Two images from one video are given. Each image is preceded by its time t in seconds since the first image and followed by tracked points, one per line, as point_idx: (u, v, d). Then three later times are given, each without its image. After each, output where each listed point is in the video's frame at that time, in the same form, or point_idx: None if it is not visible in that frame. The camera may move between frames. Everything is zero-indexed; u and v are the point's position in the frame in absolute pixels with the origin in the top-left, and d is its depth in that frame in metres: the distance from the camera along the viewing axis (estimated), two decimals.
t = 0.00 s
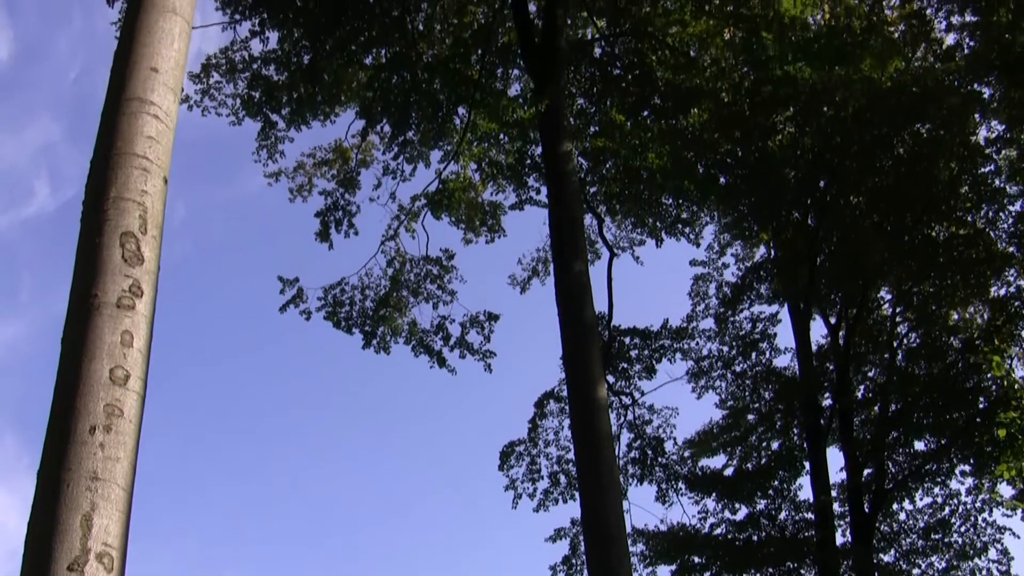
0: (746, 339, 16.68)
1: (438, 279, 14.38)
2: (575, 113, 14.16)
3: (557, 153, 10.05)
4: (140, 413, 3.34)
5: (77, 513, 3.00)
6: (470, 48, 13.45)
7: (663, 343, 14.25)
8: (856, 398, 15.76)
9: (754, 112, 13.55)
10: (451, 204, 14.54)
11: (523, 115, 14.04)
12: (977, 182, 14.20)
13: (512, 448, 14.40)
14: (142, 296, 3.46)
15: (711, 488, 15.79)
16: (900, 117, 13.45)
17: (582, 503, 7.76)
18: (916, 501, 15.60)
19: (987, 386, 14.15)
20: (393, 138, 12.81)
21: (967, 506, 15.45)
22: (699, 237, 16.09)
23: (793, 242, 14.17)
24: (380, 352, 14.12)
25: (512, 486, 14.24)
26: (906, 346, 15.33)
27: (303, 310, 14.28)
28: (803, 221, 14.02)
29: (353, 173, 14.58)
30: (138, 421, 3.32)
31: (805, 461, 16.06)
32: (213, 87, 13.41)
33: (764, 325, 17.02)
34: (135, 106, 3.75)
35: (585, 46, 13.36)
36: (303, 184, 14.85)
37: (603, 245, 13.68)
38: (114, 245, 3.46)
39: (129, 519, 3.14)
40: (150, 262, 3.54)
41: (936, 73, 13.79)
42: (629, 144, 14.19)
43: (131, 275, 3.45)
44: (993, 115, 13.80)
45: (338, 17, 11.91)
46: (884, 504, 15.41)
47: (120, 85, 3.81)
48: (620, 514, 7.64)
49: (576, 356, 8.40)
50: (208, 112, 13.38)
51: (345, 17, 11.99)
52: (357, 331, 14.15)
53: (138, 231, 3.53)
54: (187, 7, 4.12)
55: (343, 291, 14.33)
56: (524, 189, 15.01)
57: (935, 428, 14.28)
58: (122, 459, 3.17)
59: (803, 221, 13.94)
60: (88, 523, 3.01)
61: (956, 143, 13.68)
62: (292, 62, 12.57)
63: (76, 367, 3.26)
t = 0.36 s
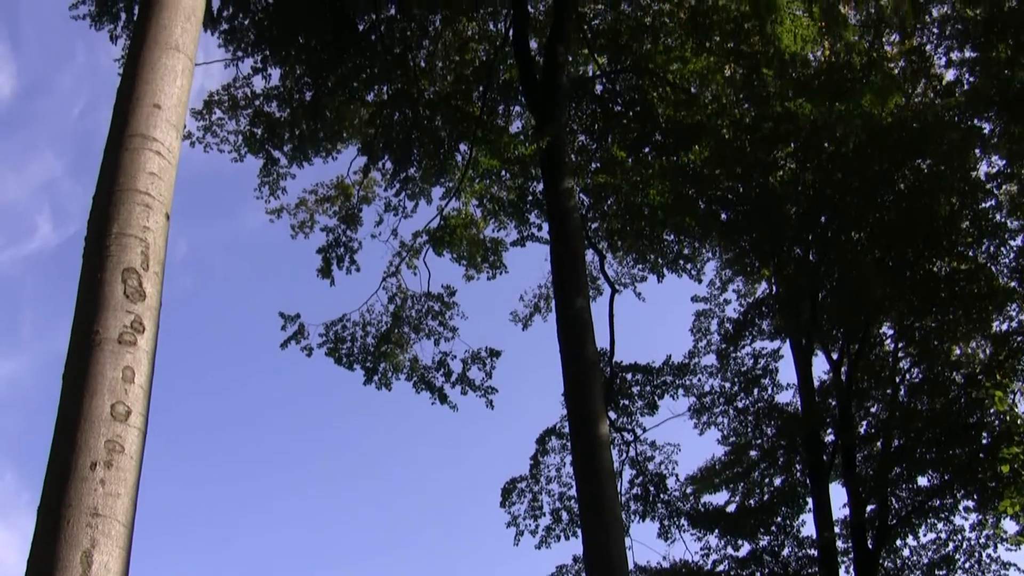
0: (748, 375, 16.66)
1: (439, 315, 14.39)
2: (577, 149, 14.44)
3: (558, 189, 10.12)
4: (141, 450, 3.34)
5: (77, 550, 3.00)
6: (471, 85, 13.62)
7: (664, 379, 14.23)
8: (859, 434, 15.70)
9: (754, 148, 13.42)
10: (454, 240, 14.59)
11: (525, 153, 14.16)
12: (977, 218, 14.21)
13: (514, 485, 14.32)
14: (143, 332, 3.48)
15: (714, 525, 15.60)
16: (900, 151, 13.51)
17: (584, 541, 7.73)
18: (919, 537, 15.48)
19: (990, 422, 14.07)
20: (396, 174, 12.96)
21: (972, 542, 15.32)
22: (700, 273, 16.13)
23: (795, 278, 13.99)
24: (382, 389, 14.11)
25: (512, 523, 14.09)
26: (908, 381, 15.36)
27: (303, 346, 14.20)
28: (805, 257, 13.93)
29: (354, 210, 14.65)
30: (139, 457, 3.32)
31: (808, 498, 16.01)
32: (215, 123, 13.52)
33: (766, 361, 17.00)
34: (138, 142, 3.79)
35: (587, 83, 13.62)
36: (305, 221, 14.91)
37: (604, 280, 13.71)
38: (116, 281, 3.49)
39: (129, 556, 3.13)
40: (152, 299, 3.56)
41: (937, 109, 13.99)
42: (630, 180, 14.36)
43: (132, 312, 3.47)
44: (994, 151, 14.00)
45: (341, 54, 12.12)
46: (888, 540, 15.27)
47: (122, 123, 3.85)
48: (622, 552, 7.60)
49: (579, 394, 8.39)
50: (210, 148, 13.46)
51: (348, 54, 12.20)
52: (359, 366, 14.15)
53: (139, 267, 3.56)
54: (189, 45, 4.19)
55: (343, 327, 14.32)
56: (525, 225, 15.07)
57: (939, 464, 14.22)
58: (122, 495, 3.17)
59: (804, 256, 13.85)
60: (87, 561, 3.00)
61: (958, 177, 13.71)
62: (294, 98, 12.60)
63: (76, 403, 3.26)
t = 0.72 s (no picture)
0: (750, 397, 16.64)
1: (441, 337, 14.41)
2: (578, 172, 14.30)
3: (559, 211, 10.16)
4: (142, 471, 3.35)
5: (78, 572, 3.00)
6: (473, 107, 13.77)
7: (666, 402, 14.21)
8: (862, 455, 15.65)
9: (755, 169, 13.43)
10: (455, 262, 14.57)
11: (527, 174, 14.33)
12: (980, 239, 14.27)
13: (516, 506, 14.28)
14: (145, 353, 3.50)
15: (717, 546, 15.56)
16: (901, 173, 13.55)
17: (586, 563, 7.72)
18: (923, 558, 15.41)
19: (993, 443, 14.09)
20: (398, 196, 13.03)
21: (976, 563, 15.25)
22: (702, 295, 16.15)
23: (796, 299, 14.16)
24: (383, 411, 14.08)
25: (513, 544, 14.02)
26: (910, 403, 15.31)
27: (307, 368, 14.30)
28: (807, 278, 14.12)
29: (356, 232, 14.69)
30: (140, 478, 3.32)
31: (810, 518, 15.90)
32: (217, 145, 13.61)
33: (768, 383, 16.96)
34: (141, 164, 3.82)
35: (587, 105, 13.67)
36: (308, 244, 14.98)
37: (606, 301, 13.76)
38: (118, 302, 3.51)
39: None
40: (154, 320, 3.58)
41: (937, 130, 14.15)
42: (632, 203, 14.48)
43: (134, 333, 3.49)
44: (995, 171, 13.83)
45: (343, 77, 12.06)
46: (891, 561, 15.25)
47: (125, 145, 3.88)
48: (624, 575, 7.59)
49: (581, 416, 8.39)
50: (213, 170, 13.54)
51: (349, 77, 12.13)
52: (360, 388, 14.15)
53: (141, 289, 3.58)
54: (191, 68, 4.23)
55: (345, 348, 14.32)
56: (528, 247, 15.11)
57: (941, 484, 14.25)
58: (123, 516, 3.17)
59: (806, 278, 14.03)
60: None
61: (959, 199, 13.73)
62: (296, 121, 12.73)
63: (78, 425, 3.27)
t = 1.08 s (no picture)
0: (749, 400, 16.64)
1: (441, 339, 14.41)
2: (578, 173, 14.34)
3: (559, 213, 10.15)
4: (141, 473, 3.35)
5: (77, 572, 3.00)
6: (472, 110, 13.78)
7: (666, 404, 14.21)
8: (862, 457, 15.65)
9: (755, 171, 13.51)
10: (454, 264, 14.52)
11: (526, 175, 14.21)
12: (980, 241, 14.35)
13: (515, 508, 14.28)
14: (145, 354, 3.50)
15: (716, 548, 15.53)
16: (901, 176, 13.33)
17: (586, 565, 7.72)
18: (923, 560, 15.41)
19: (992, 444, 14.06)
20: (398, 198, 13.06)
21: (975, 565, 15.25)
22: (702, 297, 16.16)
23: (797, 301, 14.05)
24: (383, 413, 14.08)
25: (513, 546, 14.03)
26: (909, 404, 15.34)
27: (306, 370, 14.29)
28: (807, 280, 14.06)
29: (356, 234, 14.69)
30: (140, 480, 3.33)
31: (810, 521, 15.95)
32: (217, 147, 13.59)
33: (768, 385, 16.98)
34: (140, 166, 3.82)
35: (586, 106, 13.95)
36: (308, 245, 14.97)
37: (605, 303, 13.75)
38: (117, 304, 3.51)
39: None
40: (154, 322, 3.59)
41: (937, 131, 14.09)
42: (631, 205, 14.30)
43: (134, 334, 3.49)
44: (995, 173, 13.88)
45: (343, 79, 12.08)
46: (891, 563, 15.20)
47: (124, 146, 3.88)
48: None
49: (580, 419, 8.40)
50: (213, 172, 13.53)
51: (349, 79, 12.17)
52: (360, 390, 14.15)
53: (141, 290, 3.58)
54: (191, 70, 4.23)
55: (345, 350, 14.34)
56: (527, 248, 15.12)
57: (941, 486, 14.16)
58: (123, 518, 3.18)
59: (806, 280, 13.96)
60: None
61: (958, 200, 13.70)
62: (295, 123, 12.71)
63: (77, 428, 3.27)
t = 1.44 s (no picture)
0: (749, 399, 16.63)
1: (440, 338, 14.40)
2: (578, 173, 14.37)
3: (559, 213, 10.15)
4: (141, 472, 3.34)
5: (77, 572, 2.99)
6: (472, 109, 13.77)
7: (665, 403, 14.21)
8: (861, 456, 15.67)
9: (754, 171, 13.50)
10: (454, 263, 14.56)
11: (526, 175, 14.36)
12: (979, 241, 14.41)
13: (514, 507, 14.28)
14: (144, 354, 3.50)
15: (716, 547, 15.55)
16: (900, 176, 13.33)
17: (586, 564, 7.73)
18: (923, 559, 15.41)
19: (992, 443, 14.00)
20: (398, 198, 13.07)
21: (975, 564, 15.26)
22: (702, 296, 16.17)
23: (796, 300, 13.97)
24: (382, 412, 14.09)
25: (513, 545, 14.05)
26: (909, 404, 15.31)
27: (306, 369, 14.26)
28: (806, 280, 13.99)
29: (355, 233, 14.68)
30: (139, 479, 3.32)
31: (810, 520, 15.95)
32: (216, 146, 13.59)
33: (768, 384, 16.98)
34: (140, 165, 3.82)
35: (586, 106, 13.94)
36: (307, 244, 14.96)
37: (604, 302, 13.78)
38: (117, 303, 3.51)
39: None
40: (154, 321, 3.59)
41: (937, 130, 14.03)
42: (631, 204, 14.39)
43: (133, 333, 3.49)
44: (994, 173, 13.82)
45: (342, 79, 12.07)
46: (891, 563, 15.20)
47: (123, 145, 3.88)
48: None
49: (580, 418, 8.39)
50: (212, 171, 13.53)
51: (348, 79, 12.16)
52: (360, 389, 14.15)
53: (141, 290, 3.58)
54: (191, 69, 4.23)
55: (345, 349, 14.35)
56: (527, 248, 15.12)
57: (940, 486, 14.17)
58: (122, 517, 3.17)
59: (806, 279, 13.93)
60: None
61: (958, 200, 13.76)
62: (294, 122, 12.69)
63: (76, 427, 3.27)
